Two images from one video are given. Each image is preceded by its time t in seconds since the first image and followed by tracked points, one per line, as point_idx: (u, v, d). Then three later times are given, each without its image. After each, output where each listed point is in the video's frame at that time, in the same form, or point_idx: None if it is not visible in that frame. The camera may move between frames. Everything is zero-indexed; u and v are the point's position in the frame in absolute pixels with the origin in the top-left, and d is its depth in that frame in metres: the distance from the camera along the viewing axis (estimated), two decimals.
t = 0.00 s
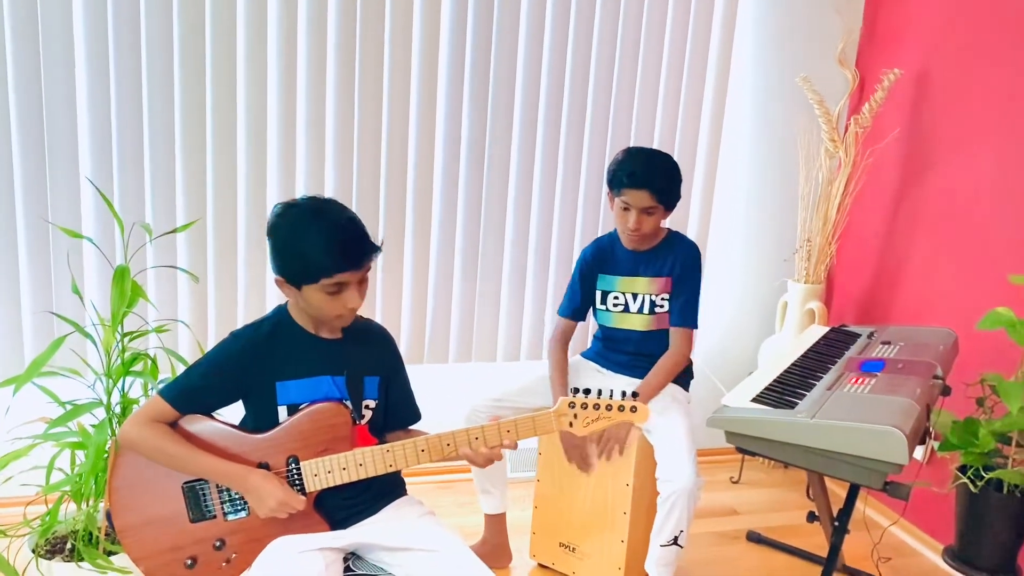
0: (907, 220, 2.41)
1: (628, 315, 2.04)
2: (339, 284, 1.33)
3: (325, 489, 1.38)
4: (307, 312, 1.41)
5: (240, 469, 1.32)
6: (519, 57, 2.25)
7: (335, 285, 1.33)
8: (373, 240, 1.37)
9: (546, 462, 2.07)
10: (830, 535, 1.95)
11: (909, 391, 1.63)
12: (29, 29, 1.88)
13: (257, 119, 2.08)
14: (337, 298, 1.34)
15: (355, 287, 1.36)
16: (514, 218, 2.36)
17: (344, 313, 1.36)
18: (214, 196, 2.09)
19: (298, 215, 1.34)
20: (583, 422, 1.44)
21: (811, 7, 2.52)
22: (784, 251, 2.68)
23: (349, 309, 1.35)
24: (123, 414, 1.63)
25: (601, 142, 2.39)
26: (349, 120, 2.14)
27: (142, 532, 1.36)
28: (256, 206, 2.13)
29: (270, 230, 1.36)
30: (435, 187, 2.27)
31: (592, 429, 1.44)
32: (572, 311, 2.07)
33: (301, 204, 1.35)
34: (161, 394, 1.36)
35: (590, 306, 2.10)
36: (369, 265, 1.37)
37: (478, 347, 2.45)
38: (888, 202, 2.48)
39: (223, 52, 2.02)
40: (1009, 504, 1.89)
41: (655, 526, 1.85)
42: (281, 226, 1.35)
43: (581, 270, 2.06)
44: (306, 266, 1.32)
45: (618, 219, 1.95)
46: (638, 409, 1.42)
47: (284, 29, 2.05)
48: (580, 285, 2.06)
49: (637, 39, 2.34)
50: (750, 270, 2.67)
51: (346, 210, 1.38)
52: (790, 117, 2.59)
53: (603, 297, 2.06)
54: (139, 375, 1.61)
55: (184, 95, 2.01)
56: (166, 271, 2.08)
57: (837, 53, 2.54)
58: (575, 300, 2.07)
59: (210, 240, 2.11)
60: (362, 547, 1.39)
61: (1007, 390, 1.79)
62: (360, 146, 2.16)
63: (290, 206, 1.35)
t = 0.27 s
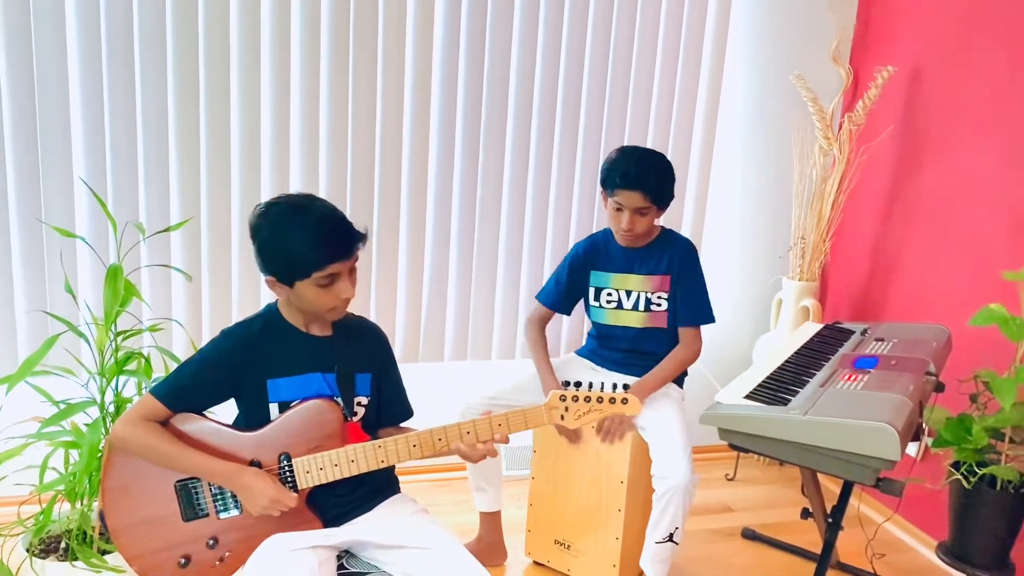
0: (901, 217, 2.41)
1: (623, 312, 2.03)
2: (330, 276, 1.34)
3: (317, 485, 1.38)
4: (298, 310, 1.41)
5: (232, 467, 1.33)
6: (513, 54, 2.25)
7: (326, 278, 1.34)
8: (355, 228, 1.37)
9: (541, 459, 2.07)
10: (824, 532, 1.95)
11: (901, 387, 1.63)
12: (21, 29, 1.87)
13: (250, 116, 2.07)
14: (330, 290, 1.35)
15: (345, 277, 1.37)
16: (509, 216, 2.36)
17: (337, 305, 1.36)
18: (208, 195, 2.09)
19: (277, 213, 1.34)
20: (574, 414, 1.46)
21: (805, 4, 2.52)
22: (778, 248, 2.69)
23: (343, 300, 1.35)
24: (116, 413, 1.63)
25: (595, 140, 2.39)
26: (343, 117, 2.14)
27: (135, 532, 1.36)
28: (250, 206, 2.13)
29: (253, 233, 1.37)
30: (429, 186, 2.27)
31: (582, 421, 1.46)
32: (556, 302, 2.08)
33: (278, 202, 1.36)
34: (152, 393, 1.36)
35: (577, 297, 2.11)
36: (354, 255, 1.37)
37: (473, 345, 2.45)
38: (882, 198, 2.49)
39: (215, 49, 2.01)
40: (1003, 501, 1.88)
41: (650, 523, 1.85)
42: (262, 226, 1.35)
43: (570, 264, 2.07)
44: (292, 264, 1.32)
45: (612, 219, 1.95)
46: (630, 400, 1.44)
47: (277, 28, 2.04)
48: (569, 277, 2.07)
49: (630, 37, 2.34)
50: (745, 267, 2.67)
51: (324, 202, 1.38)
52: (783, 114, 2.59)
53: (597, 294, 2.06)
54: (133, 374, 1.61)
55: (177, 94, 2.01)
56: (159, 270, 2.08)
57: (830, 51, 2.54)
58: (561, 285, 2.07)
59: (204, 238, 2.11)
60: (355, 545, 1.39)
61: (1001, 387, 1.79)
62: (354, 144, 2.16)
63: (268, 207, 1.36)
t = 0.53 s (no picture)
0: (895, 215, 2.42)
1: (618, 309, 2.04)
2: (316, 274, 1.34)
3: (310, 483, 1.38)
4: (287, 310, 1.42)
5: (226, 469, 1.33)
6: (507, 53, 2.25)
7: (313, 275, 1.34)
8: (337, 223, 1.37)
9: (535, 459, 2.07)
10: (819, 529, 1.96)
11: (893, 384, 1.63)
12: (14, 29, 1.87)
13: (244, 116, 2.07)
14: (318, 287, 1.35)
15: (332, 273, 1.37)
16: (503, 216, 2.36)
17: (325, 302, 1.36)
18: (202, 195, 2.09)
19: (259, 214, 1.34)
20: (564, 403, 1.45)
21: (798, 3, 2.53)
22: (772, 246, 2.69)
23: (331, 297, 1.36)
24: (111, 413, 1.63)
25: (589, 139, 2.39)
26: (337, 117, 2.14)
27: (130, 535, 1.36)
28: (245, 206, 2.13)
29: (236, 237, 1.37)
30: (423, 185, 2.27)
31: (572, 409, 1.46)
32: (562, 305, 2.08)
33: (260, 203, 1.36)
34: (143, 396, 1.36)
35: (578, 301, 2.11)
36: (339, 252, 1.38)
37: (468, 344, 2.45)
38: (876, 197, 2.49)
39: (209, 49, 2.01)
40: (996, 497, 1.88)
41: (645, 521, 1.86)
42: (245, 228, 1.35)
43: (570, 265, 2.07)
44: (277, 264, 1.33)
45: (607, 215, 1.95)
46: (618, 386, 1.43)
47: (271, 28, 2.04)
48: (568, 278, 2.08)
49: (624, 37, 2.34)
50: (739, 266, 2.68)
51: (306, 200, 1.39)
52: (777, 114, 2.60)
53: (592, 292, 2.07)
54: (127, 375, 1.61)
55: (171, 94, 2.01)
56: (153, 270, 2.08)
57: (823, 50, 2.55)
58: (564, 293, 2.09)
59: (199, 238, 2.11)
60: (350, 544, 1.39)
61: (994, 384, 1.79)
62: (348, 144, 2.16)
63: (250, 208, 1.36)
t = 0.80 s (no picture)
0: (889, 213, 2.42)
1: (612, 306, 2.04)
2: (311, 274, 1.34)
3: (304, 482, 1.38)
4: (279, 309, 1.42)
5: (219, 468, 1.33)
6: (501, 51, 2.25)
7: (307, 275, 1.34)
8: (332, 222, 1.38)
9: (530, 457, 2.07)
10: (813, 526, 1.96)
11: (886, 382, 1.64)
12: (7, 28, 1.87)
13: (237, 114, 2.07)
14: (312, 288, 1.35)
15: (325, 274, 1.37)
16: (498, 214, 2.37)
17: (319, 303, 1.37)
18: (196, 193, 2.09)
19: (253, 213, 1.34)
20: (558, 404, 1.48)
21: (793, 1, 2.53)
22: (766, 244, 2.70)
23: (325, 297, 1.36)
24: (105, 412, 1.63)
25: (583, 136, 2.39)
26: (331, 114, 2.14)
27: (123, 534, 1.36)
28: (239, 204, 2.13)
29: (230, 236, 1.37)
30: (418, 184, 2.27)
31: (567, 411, 1.49)
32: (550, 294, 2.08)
33: (253, 203, 1.36)
34: (136, 394, 1.36)
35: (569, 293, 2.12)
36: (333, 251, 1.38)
37: (463, 342, 2.45)
38: (870, 194, 2.49)
39: (203, 46, 2.01)
40: (989, 494, 1.89)
41: (639, 518, 1.86)
42: (239, 228, 1.35)
43: (564, 259, 2.07)
44: (272, 262, 1.33)
45: (605, 214, 1.94)
46: (612, 389, 1.46)
47: (264, 26, 2.04)
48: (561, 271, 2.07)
49: (618, 34, 2.35)
50: (734, 264, 2.69)
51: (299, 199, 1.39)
52: (771, 111, 2.60)
53: (587, 287, 2.07)
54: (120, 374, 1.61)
55: (165, 93, 2.01)
56: (147, 269, 2.08)
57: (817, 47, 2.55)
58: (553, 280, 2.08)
59: (193, 236, 2.11)
60: (343, 543, 1.40)
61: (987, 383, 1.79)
62: (342, 142, 2.16)
63: (243, 207, 1.36)
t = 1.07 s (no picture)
0: (883, 212, 2.43)
1: (606, 305, 2.04)
2: (313, 275, 1.35)
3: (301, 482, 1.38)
4: (279, 309, 1.42)
5: (215, 466, 1.33)
6: (496, 51, 2.26)
7: (310, 276, 1.34)
8: (338, 225, 1.39)
9: (526, 456, 2.07)
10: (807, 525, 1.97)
11: (880, 381, 1.64)
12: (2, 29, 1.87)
13: (232, 114, 2.07)
14: (314, 289, 1.35)
15: (328, 275, 1.38)
16: (493, 213, 2.37)
17: (320, 304, 1.37)
18: (191, 193, 2.09)
19: (259, 213, 1.35)
20: (556, 410, 1.47)
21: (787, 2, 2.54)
22: (761, 243, 2.70)
23: (326, 299, 1.36)
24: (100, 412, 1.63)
25: (578, 136, 2.40)
26: (327, 114, 2.14)
27: (118, 530, 1.36)
28: (234, 204, 2.13)
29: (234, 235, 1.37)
30: (413, 183, 2.27)
31: (564, 416, 1.47)
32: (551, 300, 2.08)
33: (258, 202, 1.36)
34: (133, 392, 1.36)
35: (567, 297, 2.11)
36: (338, 253, 1.39)
37: (459, 342, 2.45)
38: (865, 194, 2.50)
39: (197, 47, 2.01)
40: (983, 492, 1.89)
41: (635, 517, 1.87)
42: (244, 227, 1.35)
43: (561, 260, 2.06)
44: (277, 260, 1.33)
45: (600, 213, 1.94)
46: (609, 396, 1.47)
47: (259, 26, 2.04)
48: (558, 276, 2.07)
49: (613, 34, 2.35)
50: (729, 263, 2.69)
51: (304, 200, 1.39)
52: (766, 111, 2.61)
53: (582, 287, 2.07)
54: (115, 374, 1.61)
55: (160, 94, 2.01)
56: (143, 269, 2.08)
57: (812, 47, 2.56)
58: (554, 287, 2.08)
59: (188, 236, 2.11)
60: (338, 542, 1.40)
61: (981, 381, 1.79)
62: (337, 141, 2.17)
63: (249, 206, 1.36)
